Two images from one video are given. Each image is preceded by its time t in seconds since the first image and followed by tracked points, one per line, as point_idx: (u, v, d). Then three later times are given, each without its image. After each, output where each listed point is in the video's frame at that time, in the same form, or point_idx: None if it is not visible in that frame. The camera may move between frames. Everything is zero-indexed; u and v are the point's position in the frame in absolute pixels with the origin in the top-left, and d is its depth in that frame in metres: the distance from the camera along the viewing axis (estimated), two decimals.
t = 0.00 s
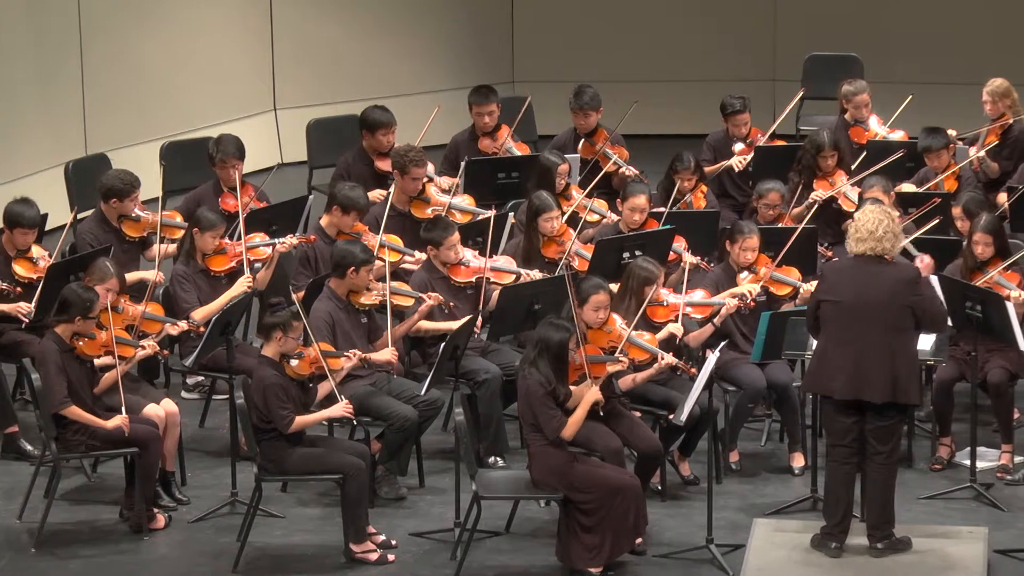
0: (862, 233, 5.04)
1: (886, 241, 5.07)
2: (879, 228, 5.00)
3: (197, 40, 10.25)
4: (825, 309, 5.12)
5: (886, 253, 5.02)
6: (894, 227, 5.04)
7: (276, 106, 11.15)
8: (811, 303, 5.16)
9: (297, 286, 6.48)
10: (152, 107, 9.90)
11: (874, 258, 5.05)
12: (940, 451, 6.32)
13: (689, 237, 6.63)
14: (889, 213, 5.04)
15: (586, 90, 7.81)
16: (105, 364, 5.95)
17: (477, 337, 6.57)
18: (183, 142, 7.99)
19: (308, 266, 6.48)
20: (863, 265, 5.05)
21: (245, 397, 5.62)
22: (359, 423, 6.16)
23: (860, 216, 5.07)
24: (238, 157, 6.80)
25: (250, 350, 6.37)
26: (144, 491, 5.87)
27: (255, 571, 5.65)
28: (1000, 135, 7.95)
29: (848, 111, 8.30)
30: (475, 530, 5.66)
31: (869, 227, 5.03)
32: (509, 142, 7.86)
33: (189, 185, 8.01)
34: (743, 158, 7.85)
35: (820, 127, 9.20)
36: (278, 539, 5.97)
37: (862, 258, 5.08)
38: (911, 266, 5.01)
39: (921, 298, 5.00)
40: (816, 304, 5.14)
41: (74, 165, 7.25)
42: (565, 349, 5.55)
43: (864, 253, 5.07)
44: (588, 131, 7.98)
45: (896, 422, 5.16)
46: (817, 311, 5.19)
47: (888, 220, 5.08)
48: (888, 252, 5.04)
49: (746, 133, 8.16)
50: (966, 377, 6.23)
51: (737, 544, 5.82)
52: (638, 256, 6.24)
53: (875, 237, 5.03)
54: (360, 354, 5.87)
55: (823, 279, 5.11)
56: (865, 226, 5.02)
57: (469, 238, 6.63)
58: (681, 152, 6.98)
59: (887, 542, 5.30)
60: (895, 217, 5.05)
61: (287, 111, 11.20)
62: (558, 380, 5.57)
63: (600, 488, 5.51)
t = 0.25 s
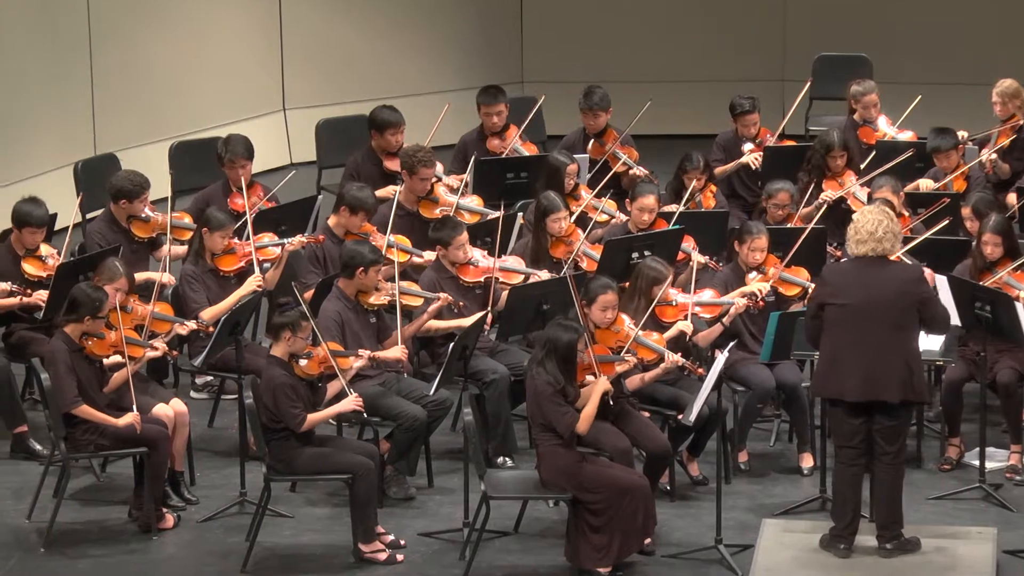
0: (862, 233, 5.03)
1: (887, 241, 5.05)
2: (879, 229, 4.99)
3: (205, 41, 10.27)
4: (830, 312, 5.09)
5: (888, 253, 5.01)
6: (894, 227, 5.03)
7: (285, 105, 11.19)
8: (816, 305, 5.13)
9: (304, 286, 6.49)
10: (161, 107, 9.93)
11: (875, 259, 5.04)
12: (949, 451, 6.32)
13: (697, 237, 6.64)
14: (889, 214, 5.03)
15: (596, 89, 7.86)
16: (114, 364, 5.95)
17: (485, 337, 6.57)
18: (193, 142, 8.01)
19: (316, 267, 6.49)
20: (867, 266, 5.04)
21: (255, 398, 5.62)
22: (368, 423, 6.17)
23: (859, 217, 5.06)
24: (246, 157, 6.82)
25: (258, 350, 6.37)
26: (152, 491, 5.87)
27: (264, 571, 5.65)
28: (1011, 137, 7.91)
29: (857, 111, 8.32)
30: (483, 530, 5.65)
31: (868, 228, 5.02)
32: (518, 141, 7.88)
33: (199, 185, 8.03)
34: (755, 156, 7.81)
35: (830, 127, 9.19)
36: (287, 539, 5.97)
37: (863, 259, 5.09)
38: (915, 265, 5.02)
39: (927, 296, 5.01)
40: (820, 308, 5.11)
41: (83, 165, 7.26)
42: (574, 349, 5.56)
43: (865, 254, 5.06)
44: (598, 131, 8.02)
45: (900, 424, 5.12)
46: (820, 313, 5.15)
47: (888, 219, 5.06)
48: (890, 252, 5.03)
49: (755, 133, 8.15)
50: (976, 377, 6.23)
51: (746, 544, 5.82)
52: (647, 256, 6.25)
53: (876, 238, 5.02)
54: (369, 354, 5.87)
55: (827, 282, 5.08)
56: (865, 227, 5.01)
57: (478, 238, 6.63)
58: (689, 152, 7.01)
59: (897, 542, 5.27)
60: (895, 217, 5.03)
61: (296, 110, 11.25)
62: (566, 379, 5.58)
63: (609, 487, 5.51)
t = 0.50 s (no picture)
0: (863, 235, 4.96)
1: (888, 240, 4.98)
2: (881, 229, 4.92)
3: (215, 40, 10.28)
4: (836, 315, 5.03)
5: (892, 253, 4.94)
6: (896, 226, 4.95)
7: (295, 105, 11.20)
8: (820, 308, 5.05)
9: (314, 286, 6.50)
10: (171, 107, 9.92)
11: (880, 260, 4.98)
12: (959, 452, 6.32)
13: (708, 238, 6.64)
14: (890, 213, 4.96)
15: (607, 90, 7.85)
16: (124, 364, 5.96)
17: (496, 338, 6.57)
18: (203, 143, 8.02)
19: (325, 267, 6.48)
20: (871, 267, 4.98)
21: (265, 398, 5.62)
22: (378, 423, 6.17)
23: (860, 218, 4.98)
24: (256, 158, 6.84)
25: (269, 350, 6.37)
26: (162, 491, 5.86)
27: (275, 571, 5.65)
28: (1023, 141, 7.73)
29: (867, 112, 8.33)
30: (494, 530, 5.64)
31: (870, 229, 4.94)
32: (529, 141, 7.88)
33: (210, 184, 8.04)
34: (764, 162, 7.85)
35: (841, 128, 9.19)
36: (297, 539, 5.97)
37: (866, 259, 5.01)
38: (920, 264, 4.97)
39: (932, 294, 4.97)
40: (825, 311, 5.04)
41: (94, 165, 7.27)
42: (583, 349, 5.55)
43: (869, 256, 4.99)
44: (608, 132, 8.02)
45: (908, 424, 5.07)
46: (825, 315, 5.08)
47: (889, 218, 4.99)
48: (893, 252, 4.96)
49: (766, 134, 8.16)
50: (986, 378, 6.23)
51: (756, 545, 5.81)
52: (657, 257, 6.24)
53: (879, 238, 4.94)
54: (379, 354, 5.87)
55: (832, 284, 5.01)
56: (867, 229, 4.95)
57: (488, 238, 6.63)
58: (702, 153, 7.02)
59: (907, 543, 5.21)
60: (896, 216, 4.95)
61: (307, 110, 11.26)
62: (575, 380, 5.58)
63: (619, 488, 5.49)
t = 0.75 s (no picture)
0: (867, 235, 4.92)
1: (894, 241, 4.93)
2: (886, 231, 4.87)
3: (223, 40, 10.30)
4: (843, 315, 4.98)
5: (897, 255, 4.90)
6: (901, 227, 4.90)
7: (304, 105, 11.22)
8: (827, 309, 5.01)
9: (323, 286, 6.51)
10: (180, 108, 9.93)
11: (887, 261, 4.93)
12: (968, 453, 6.32)
13: (715, 237, 6.66)
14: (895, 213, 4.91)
15: (616, 91, 7.85)
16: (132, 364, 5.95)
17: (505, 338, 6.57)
18: (212, 143, 8.04)
19: (334, 267, 6.49)
20: (878, 268, 4.94)
21: (273, 398, 5.62)
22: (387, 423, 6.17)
23: (865, 219, 4.93)
24: (264, 158, 6.86)
25: (277, 350, 6.36)
26: (171, 491, 5.86)
27: (283, 571, 5.65)
28: None
29: (876, 112, 8.36)
30: (502, 531, 5.64)
31: (875, 231, 4.90)
32: (538, 140, 7.90)
33: (219, 184, 8.05)
34: (771, 163, 7.93)
35: (848, 128, 9.21)
36: (306, 539, 5.97)
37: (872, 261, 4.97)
38: (926, 263, 4.94)
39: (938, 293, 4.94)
40: (832, 312, 5.00)
41: (103, 166, 7.28)
42: (591, 349, 5.52)
43: (875, 258, 4.95)
44: (617, 133, 8.01)
45: (916, 424, 5.04)
46: (832, 316, 5.03)
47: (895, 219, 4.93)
48: (898, 252, 4.91)
49: (774, 134, 8.22)
50: (995, 379, 6.24)
51: (765, 545, 5.81)
52: (666, 257, 6.25)
53: (884, 240, 4.90)
54: (388, 355, 5.86)
55: (839, 285, 4.97)
56: (872, 230, 4.90)
57: (497, 238, 6.64)
58: (711, 154, 7.09)
59: (916, 544, 5.15)
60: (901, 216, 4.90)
61: (316, 109, 11.28)
62: (583, 381, 5.54)
63: (628, 488, 5.49)
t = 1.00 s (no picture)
0: (878, 238, 4.84)
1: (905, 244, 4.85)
2: (897, 234, 4.79)
3: (234, 41, 10.33)
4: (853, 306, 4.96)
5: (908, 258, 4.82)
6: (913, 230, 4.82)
7: (315, 106, 11.23)
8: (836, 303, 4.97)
9: (333, 286, 6.51)
10: (191, 109, 9.95)
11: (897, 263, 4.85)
12: (979, 453, 6.31)
13: (725, 237, 6.67)
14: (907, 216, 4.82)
15: (626, 91, 7.91)
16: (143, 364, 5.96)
17: (516, 339, 6.57)
18: (223, 144, 8.05)
19: (345, 268, 6.50)
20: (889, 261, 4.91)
21: (284, 398, 5.62)
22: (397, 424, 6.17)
23: (876, 221, 4.84)
24: (275, 158, 6.87)
25: (288, 349, 6.37)
26: (181, 491, 5.86)
27: (294, 571, 5.65)
28: None
29: (886, 113, 8.37)
30: (513, 531, 5.62)
31: (886, 234, 4.81)
32: (549, 140, 7.96)
33: (230, 185, 8.07)
34: (785, 161, 7.91)
35: (859, 128, 9.22)
36: (316, 539, 5.97)
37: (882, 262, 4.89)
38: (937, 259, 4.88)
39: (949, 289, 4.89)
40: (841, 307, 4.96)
41: (114, 166, 7.29)
42: (601, 350, 5.52)
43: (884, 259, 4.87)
44: (628, 133, 8.05)
45: (927, 422, 4.97)
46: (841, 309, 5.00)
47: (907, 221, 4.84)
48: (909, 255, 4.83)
49: (785, 134, 8.25)
50: (1006, 379, 6.24)
51: (775, 546, 5.80)
52: (676, 258, 6.26)
53: (895, 243, 4.82)
54: (398, 355, 5.86)
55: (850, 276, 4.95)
56: (883, 233, 4.82)
57: (508, 239, 6.65)
58: (720, 154, 7.16)
59: (928, 542, 5.08)
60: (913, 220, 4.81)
61: (327, 110, 11.30)
62: (593, 381, 5.53)
63: (639, 489, 5.48)
